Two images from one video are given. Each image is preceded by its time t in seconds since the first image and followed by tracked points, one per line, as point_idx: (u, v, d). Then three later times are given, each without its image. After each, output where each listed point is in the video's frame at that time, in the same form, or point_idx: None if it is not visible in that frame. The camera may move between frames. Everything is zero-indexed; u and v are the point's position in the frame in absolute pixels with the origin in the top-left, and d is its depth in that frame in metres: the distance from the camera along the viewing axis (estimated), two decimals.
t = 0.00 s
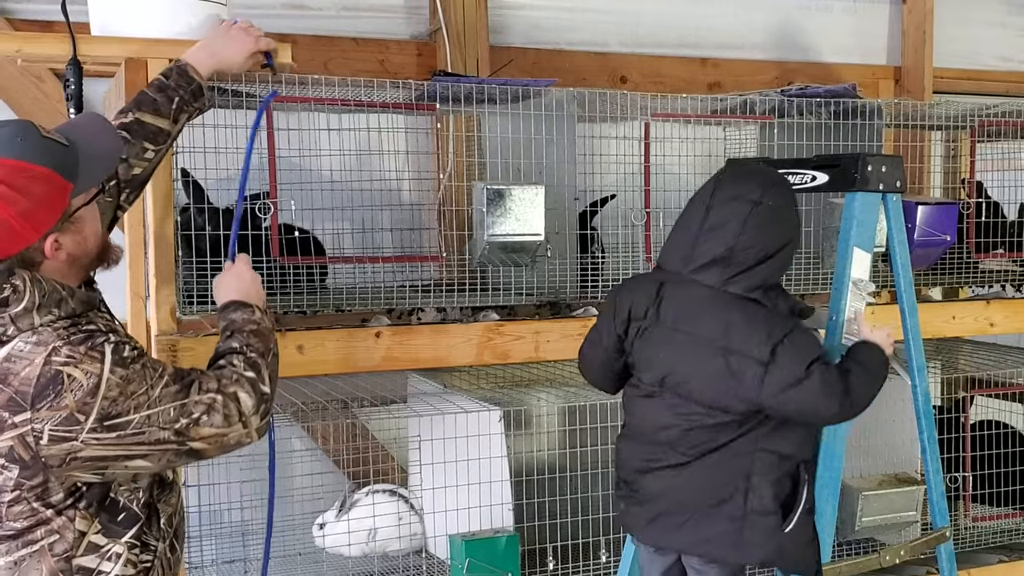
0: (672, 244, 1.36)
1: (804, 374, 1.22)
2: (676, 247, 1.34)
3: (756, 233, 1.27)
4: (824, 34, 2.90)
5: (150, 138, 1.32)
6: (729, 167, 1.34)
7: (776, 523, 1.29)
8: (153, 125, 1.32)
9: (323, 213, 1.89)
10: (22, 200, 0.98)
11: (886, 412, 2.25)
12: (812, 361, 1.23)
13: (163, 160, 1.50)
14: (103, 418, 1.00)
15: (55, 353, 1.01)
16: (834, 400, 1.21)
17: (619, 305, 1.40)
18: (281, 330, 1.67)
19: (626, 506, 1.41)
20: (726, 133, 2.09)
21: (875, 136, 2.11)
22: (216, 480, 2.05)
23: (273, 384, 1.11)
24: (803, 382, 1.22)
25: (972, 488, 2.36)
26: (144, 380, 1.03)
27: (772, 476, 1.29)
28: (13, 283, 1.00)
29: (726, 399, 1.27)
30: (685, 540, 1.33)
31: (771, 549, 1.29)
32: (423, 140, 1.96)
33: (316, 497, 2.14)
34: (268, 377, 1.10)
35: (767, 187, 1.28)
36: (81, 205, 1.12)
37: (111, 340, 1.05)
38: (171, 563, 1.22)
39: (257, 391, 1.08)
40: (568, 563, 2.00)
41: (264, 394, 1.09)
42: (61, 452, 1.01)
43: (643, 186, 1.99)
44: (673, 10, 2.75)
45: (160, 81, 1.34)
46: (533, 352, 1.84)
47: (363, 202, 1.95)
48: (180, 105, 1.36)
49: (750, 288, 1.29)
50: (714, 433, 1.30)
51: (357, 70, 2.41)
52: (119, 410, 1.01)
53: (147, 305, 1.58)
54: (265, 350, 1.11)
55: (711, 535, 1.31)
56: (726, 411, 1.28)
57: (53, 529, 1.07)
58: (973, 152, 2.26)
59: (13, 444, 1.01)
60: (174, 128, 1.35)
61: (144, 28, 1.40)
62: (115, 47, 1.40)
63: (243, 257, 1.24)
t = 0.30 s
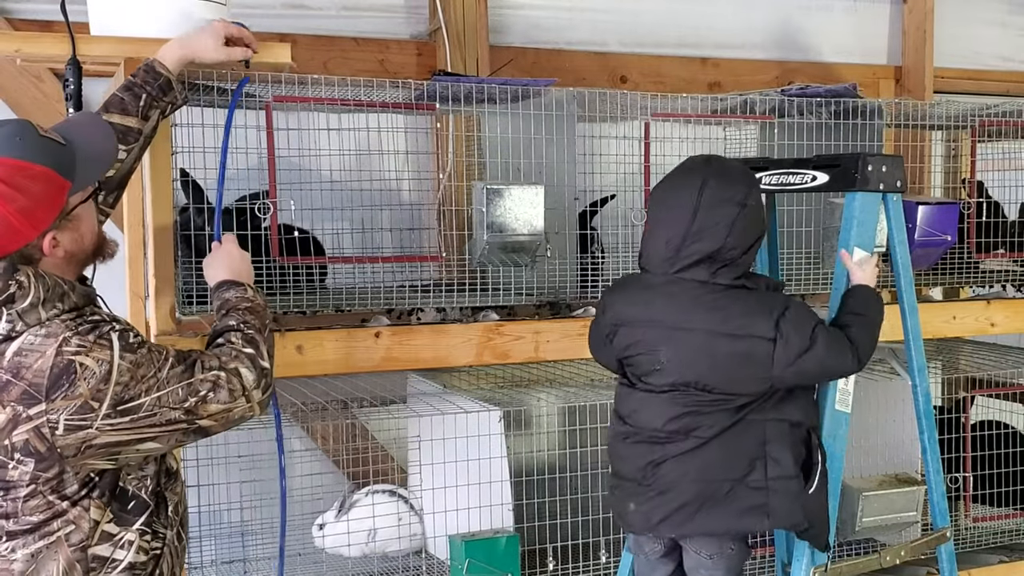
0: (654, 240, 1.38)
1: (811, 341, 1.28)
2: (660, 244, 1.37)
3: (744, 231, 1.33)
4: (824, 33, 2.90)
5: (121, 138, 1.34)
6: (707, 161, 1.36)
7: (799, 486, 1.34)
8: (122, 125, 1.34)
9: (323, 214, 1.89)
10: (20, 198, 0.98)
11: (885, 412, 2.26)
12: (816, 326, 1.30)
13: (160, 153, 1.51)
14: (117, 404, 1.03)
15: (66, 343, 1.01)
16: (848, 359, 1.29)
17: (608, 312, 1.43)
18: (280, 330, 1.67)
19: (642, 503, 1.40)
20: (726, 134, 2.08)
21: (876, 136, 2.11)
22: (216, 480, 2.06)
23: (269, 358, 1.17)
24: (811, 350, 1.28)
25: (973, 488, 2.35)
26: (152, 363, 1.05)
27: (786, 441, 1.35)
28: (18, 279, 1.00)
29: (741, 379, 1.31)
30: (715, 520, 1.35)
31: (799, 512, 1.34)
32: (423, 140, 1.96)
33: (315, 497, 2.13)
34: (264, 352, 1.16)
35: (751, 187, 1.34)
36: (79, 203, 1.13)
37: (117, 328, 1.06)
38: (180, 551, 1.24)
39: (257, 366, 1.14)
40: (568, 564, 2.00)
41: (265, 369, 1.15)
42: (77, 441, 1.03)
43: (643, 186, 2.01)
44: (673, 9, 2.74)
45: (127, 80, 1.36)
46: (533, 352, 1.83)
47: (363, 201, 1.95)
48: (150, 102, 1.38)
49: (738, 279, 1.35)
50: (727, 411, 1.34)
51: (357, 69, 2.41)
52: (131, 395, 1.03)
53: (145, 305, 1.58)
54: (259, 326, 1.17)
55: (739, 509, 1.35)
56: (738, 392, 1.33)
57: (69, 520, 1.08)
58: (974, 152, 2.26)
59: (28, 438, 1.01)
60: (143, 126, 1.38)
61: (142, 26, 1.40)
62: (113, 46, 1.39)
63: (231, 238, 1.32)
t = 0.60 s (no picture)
0: (676, 244, 1.37)
1: (839, 339, 1.28)
2: (683, 248, 1.36)
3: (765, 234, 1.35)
4: (825, 33, 2.89)
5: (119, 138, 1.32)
6: (726, 164, 1.36)
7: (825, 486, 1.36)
8: (120, 124, 1.32)
9: (323, 213, 1.89)
10: (21, 200, 0.98)
11: (885, 412, 2.25)
12: (843, 322, 1.30)
13: (160, 154, 1.51)
14: (116, 407, 1.02)
15: (65, 347, 1.01)
16: (874, 354, 1.29)
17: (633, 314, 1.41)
18: (280, 331, 1.66)
19: (670, 503, 1.36)
20: (726, 133, 2.08)
21: (876, 136, 2.11)
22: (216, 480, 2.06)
23: (269, 362, 1.17)
24: (839, 346, 1.28)
25: (973, 488, 2.35)
26: (151, 367, 1.05)
27: (815, 440, 1.37)
28: (17, 283, 1.00)
29: (768, 378, 1.31)
30: (748, 518, 1.34)
31: (828, 511, 1.36)
32: (423, 140, 1.96)
33: (315, 497, 2.13)
34: (264, 356, 1.15)
35: (769, 190, 1.36)
36: (79, 206, 1.12)
37: (116, 332, 1.06)
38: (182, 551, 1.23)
39: (256, 369, 1.13)
40: (568, 564, 2.00)
41: (264, 372, 1.15)
42: (76, 444, 1.02)
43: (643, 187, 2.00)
44: (673, 9, 2.74)
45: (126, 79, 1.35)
46: (533, 353, 1.83)
47: (363, 201, 1.94)
48: (148, 101, 1.37)
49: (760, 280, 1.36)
50: (757, 409, 1.34)
51: (357, 69, 2.41)
52: (130, 399, 1.03)
53: (145, 305, 1.57)
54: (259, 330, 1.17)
55: (770, 507, 1.34)
56: (768, 391, 1.32)
57: (69, 520, 1.08)
58: (975, 152, 2.25)
59: (27, 441, 1.01)
60: (141, 126, 1.36)
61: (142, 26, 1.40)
62: (112, 47, 1.39)
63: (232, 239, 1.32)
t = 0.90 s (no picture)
0: (685, 243, 1.34)
1: (845, 329, 1.28)
2: (693, 248, 1.33)
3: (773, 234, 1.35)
4: (825, 33, 2.89)
5: (124, 142, 1.35)
6: (738, 162, 1.32)
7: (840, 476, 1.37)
8: (128, 128, 1.35)
9: (323, 213, 1.89)
10: (16, 202, 0.98)
11: (885, 412, 2.26)
12: (849, 314, 1.30)
13: (160, 154, 1.51)
14: (112, 409, 1.02)
15: (60, 349, 1.01)
16: (882, 343, 1.30)
17: (638, 309, 1.40)
18: (280, 331, 1.66)
19: (686, 497, 1.35)
20: (726, 134, 2.09)
21: (876, 136, 2.11)
22: (216, 480, 2.06)
23: (269, 364, 1.16)
24: (846, 338, 1.28)
25: (973, 488, 2.35)
26: (148, 369, 1.05)
27: (827, 430, 1.38)
28: (13, 285, 1.00)
29: (778, 372, 1.31)
30: (765, 510, 1.33)
31: (842, 500, 1.37)
32: (422, 140, 1.96)
33: (315, 497, 2.13)
34: (263, 357, 1.15)
35: (778, 190, 1.35)
36: (76, 207, 1.13)
37: (113, 333, 1.06)
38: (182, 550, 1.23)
39: (256, 371, 1.13)
40: (568, 564, 2.00)
41: (263, 373, 1.14)
42: (73, 446, 1.02)
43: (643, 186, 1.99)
44: (673, 9, 2.74)
45: (136, 82, 1.36)
46: (533, 353, 1.83)
47: (363, 201, 1.94)
48: (157, 107, 1.38)
49: (768, 273, 1.35)
50: (769, 403, 1.34)
51: (357, 69, 2.41)
52: (126, 400, 1.03)
53: (145, 305, 1.58)
54: (259, 330, 1.16)
55: (785, 498, 1.34)
56: (779, 384, 1.32)
57: (67, 521, 1.08)
58: (975, 152, 2.26)
59: (24, 442, 1.01)
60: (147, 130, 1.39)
61: (142, 26, 1.39)
62: (113, 46, 1.39)
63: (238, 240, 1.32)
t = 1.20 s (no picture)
0: (683, 247, 1.34)
1: (848, 323, 1.29)
2: (691, 252, 1.33)
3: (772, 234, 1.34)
4: (825, 33, 2.89)
5: (122, 145, 1.35)
6: (732, 164, 1.32)
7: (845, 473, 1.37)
8: (127, 133, 1.35)
9: (323, 213, 1.89)
10: (15, 201, 0.98)
11: (885, 412, 2.26)
12: (850, 307, 1.30)
13: (160, 154, 1.51)
14: (111, 408, 1.02)
15: (60, 348, 1.01)
16: (884, 335, 1.31)
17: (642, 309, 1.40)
18: (280, 330, 1.66)
19: (694, 497, 1.34)
20: (726, 134, 2.08)
21: (876, 136, 2.11)
22: (217, 480, 2.06)
23: (269, 365, 1.15)
24: (848, 330, 1.29)
25: (973, 488, 2.35)
26: (147, 368, 1.05)
27: (831, 426, 1.37)
28: (13, 284, 1.00)
29: (781, 369, 1.31)
30: (773, 508, 1.33)
31: (849, 496, 1.36)
32: (423, 140, 1.95)
33: (315, 497, 2.13)
34: (262, 358, 1.14)
35: (775, 190, 1.34)
36: (73, 206, 1.12)
37: (112, 332, 1.06)
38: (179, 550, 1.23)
39: (254, 371, 1.12)
40: (568, 564, 1.99)
41: (262, 373, 1.13)
42: (72, 445, 1.02)
43: (643, 186, 1.99)
44: (673, 9, 2.74)
45: (136, 87, 1.36)
46: (533, 353, 1.83)
47: (363, 201, 1.94)
48: (156, 112, 1.38)
49: (768, 271, 1.34)
50: (774, 399, 1.34)
51: (357, 69, 2.41)
52: (125, 400, 1.03)
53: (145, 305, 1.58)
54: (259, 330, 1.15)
55: (793, 495, 1.34)
56: (782, 380, 1.32)
57: (65, 521, 1.08)
58: (975, 152, 2.26)
59: (23, 442, 1.01)
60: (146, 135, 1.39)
61: (142, 26, 1.39)
62: (114, 46, 1.39)
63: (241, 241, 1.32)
